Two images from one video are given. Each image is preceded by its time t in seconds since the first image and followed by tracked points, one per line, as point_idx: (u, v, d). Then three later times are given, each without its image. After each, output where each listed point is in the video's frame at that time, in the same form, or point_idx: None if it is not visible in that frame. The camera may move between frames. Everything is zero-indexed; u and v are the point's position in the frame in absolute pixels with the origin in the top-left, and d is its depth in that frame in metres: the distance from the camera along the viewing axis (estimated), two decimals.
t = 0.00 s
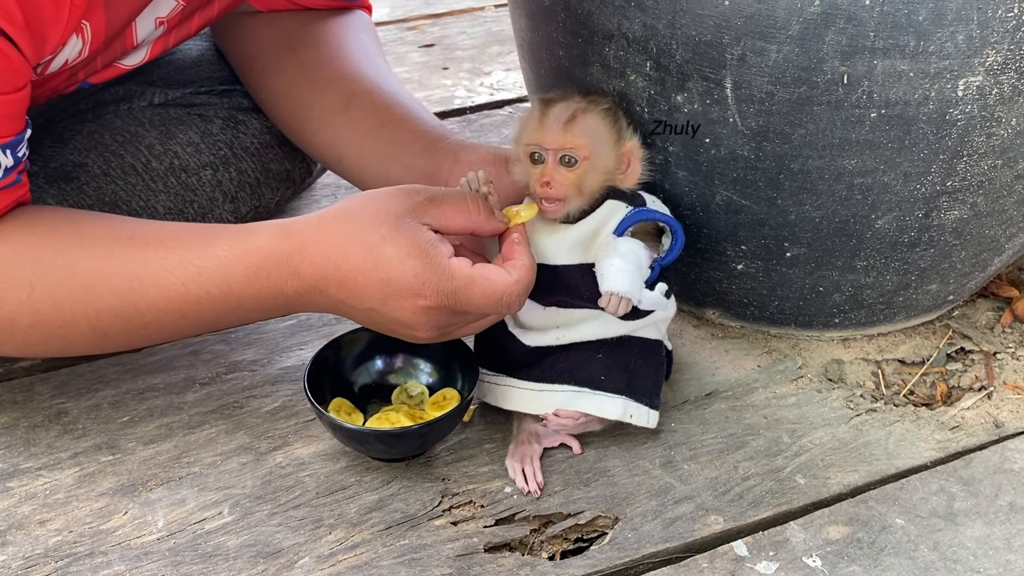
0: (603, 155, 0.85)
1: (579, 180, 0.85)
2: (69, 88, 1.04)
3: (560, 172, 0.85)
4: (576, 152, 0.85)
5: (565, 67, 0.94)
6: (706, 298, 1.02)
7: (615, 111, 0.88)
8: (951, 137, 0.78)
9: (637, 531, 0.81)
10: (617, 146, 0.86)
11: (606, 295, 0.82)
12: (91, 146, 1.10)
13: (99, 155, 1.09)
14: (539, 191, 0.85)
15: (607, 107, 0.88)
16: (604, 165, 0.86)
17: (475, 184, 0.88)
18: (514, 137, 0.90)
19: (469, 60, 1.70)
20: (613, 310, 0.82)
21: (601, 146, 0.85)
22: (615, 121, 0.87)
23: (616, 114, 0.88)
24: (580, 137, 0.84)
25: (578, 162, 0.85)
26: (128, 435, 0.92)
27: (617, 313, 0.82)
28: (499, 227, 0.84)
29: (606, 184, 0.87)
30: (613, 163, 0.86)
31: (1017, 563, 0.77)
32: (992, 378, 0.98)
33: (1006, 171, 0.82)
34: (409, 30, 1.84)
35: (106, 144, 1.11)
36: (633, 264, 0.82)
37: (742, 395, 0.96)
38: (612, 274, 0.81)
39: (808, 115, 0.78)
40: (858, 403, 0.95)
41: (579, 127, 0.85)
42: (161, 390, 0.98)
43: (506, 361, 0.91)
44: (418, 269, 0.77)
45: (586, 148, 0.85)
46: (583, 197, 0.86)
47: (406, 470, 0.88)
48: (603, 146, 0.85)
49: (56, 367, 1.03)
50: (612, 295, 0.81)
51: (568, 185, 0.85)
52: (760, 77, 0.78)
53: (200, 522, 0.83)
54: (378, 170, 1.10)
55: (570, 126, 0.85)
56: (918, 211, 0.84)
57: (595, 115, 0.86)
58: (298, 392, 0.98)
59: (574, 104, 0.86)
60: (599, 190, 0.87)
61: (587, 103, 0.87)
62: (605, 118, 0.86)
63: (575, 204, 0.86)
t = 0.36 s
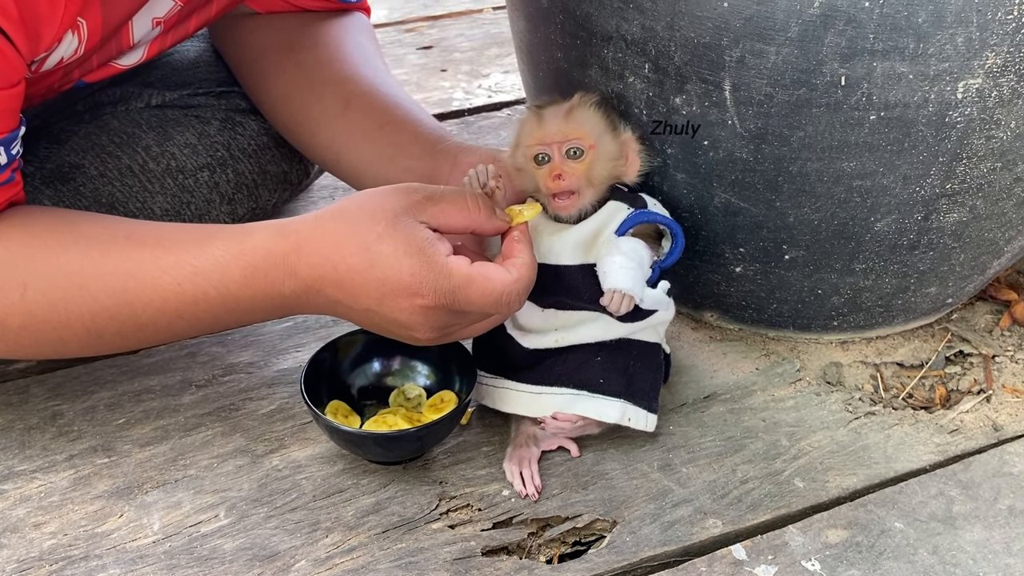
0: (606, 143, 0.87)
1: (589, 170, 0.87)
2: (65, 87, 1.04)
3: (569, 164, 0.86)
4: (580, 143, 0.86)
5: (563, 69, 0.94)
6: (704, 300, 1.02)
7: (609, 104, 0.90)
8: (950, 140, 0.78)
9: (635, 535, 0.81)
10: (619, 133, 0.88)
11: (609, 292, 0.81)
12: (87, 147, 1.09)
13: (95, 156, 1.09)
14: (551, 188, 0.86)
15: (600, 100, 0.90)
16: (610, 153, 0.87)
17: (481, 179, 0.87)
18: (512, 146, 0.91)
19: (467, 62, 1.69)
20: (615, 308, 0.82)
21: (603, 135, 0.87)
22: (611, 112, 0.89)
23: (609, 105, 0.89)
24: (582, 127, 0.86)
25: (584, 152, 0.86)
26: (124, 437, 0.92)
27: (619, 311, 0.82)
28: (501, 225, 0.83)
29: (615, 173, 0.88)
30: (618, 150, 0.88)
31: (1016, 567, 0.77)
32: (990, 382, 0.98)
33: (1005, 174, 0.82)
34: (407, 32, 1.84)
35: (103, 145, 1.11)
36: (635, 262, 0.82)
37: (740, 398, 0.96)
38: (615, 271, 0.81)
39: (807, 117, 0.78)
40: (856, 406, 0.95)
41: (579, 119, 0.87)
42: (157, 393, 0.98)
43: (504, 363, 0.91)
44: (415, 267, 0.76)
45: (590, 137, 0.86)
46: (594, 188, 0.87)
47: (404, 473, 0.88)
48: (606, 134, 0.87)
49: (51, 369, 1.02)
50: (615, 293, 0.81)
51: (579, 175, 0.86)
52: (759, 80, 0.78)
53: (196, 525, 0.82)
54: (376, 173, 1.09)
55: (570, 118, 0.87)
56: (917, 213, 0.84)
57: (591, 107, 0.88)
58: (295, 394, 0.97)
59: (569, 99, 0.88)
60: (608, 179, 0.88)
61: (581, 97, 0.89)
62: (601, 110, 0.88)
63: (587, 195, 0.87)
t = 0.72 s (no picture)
0: (586, 147, 0.86)
1: (567, 173, 0.86)
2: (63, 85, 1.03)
3: (546, 169, 0.86)
4: (557, 147, 0.86)
5: (562, 71, 0.94)
6: (703, 302, 1.02)
7: (602, 109, 0.89)
8: (949, 142, 0.78)
9: (634, 537, 0.81)
10: (602, 138, 0.87)
11: (608, 295, 0.81)
12: (85, 148, 1.09)
13: (93, 157, 1.09)
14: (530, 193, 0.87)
15: (592, 105, 0.89)
16: (591, 156, 0.86)
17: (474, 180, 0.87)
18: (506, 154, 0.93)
19: (466, 63, 1.69)
20: (613, 312, 0.82)
21: (584, 138, 0.86)
22: (600, 116, 0.88)
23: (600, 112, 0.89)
24: (560, 132, 0.86)
25: (562, 156, 0.86)
26: (121, 439, 0.92)
27: (618, 314, 0.82)
28: (500, 220, 0.83)
29: (600, 178, 0.87)
30: (601, 154, 0.87)
31: (1015, 569, 0.77)
32: (989, 384, 0.98)
33: (1004, 176, 0.82)
34: (406, 34, 1.84)
35: (101, 146, 1.10)
36: (634, 264, 0.82)
37: (738, 400, 0.96)
38: (613, 274, 0.81)
39: (806, 119, 0.78)
40: (855, 408, 0.95)
41: (558, 123, 0.87)
42: (155, 394, 0.97)
43: (502, 365, 0.91)
44: (416, 257, 0.76)
45: (567, 141, 0.86)
46: (575, 191, 0.87)
47: (402, 475, 0.87)
48: (587, 138, 0.87)
49: (49, 371, 1.02)
50: (613, 296, 0.81)
51: (555, 179, 0.86)
52: (758, 81, 0.78)
53: (193, 527, 0.82)
54: (374, 173, 1.09)
55: (549, 123, 0.87)
56: (915, 215, 0.84)
57: (576, 111, 0.88)
58: (292, 396, 0.97)
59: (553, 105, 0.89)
60: (592, 182, 0.87)
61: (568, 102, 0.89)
62: (587, 114, 0.88)
63: (569, 199, 0.87)
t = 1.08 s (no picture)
0: (599, 151, 0.86)
1: (578, 176, 0.86)
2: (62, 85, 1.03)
3: (559, 169, 0.86)
4: (572, 148, 0.86)
5: (561, 72, 0.94)
6: (701, 304, 1.02)
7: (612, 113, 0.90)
8: (947, 144, 0.78)
9: (632, 538, 0.81)
10: (613, 144, 0.87)
11: (603, 296, 0.81)
12: (83, 149, 1.09)
13: (92, 158, 1.09)
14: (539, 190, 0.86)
15: (602, 108, 0.89)
16: (602, 161, 0.87)
17: (473, 176, 0.87)
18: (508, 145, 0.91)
19: (464, 65, 1.70)
20: (611, 314, 0.82)
21: (598, 143, 0.86)
22: (611, 122, 0.89)
23: (610, 116, 0.89)
24: (574, 133, 0.86)
25: (575, 158, 0.86)
26: (120, 439, 0.92)
27: (615, 317, 0.82)
28: (498, 214, 0.84)
29: (608, 182, 0.88)
30: (611, 158, 0.87)
31: (1012, 570, 0.77)
32: (987, 386, 0.98)
33: (1001, 178, 0.82)
34: (404, 35, 1.84)
35: (100, 147, 1.10)
36: (630, 266, 0.82)
37: (736, 401, 0.96)
38: (610, 277, 0.81)
39: (804, 121, 0.78)
40: (853, 410, 0.95)
41: (573, 124, 0.86)
42: (153, 395, 0.97)
43: (501, 366, 0.91)
44: (414, 247, 0.76)
45: (582, 143, 0.86)
46: (584, 195, 0.87)
47: (400, 476, 0.87)
48: (599, 142, 0.87)
49: (47, 372, 1.02)
50: (610, 298, 0.81)
51: (567, 180, 0.86)
52: (756, 83, 0.78)
53: (192, 528, 0.82)
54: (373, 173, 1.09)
55: (565, 124, 0.87)
56: (913, 217, 0.84)
57: (589, 114, 0.88)
58: (291, 397, 0.97)
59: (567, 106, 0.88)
60: (599, 188, 0.87)
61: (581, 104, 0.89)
62: (600, 118, 0.88)
63: (576, 201, 0.87)
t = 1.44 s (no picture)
0: (588, 146, 0.87)
1: (574, 175, 0.87)
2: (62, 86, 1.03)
3: (553, 174, 0.87)
4: (561, 151, 0.86)
5: (559, 73, 0.94)
6: (699, 305, 1.02)
7: (587, 100, 0.89)
8: (944, 145, 0.78)
9: (630, 539, 0.81)
10: (600, 132, 0.88)
11: (612, 292, 0.81)
12: (82, 149, 1.09)
13: (90, 158, 1.09)
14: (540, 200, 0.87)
15: (577, 97, 0.89)
16: (594, 154, 0.87)
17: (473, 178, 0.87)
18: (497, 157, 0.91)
19: (463, 66, 1.70)
20: (619, 308, 0.82)
21: (585, 138, 0.87)
22: (591, 109, 0.88)
23: (589, 104, 0.89)
24: (559, 136, 0.86)
25: (566, 160, 0.87)
26: (118, 440, 0.92)
27: (623, 311, 0.82)
28: (499, 214, 0.84)
29: (604, 171, 0.88)
30: (602, 148, 0.88)
31: (1010, 571, 0.77)
32: (984, 387, 0.98)
33: (999, 179, 0.82)
34: (403, 37, 1.84)
35: (98, 148, 1.10)
36: (638, 260, 0.83)
37: (734, 402, 0.96)
38: (618, 271, 0.82)
39: (802, 122, 0.78)
40: (851, 411, 0.95)
41: (555, 126, 0.87)
42: (151, 396, 0.97)
43: (499, 367, 0.91)
44: (414, 245, 0.76)
45: (569, 144, 0.86)
46: (584, 190, 0.88)
47: (399, 477, 0.87)
48: (586, 136, 0.87)
49: (45, 373, 1.02)
50: (620, 291, 0.81)
51: (563, 183, 0.87)
52: (754, 84, 0.78)
53: (190, 528, 0.82)
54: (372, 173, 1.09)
55: (547, 128, 0.87)
56: (911, 218, 0.84)
57: (569, 109, 0.87)
58: (289, 398, 0.97)
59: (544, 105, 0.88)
60: (598, 179, 0.88)
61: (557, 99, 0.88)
62: (580, 109, 0.88)
63: (579, 199, 0.88)
